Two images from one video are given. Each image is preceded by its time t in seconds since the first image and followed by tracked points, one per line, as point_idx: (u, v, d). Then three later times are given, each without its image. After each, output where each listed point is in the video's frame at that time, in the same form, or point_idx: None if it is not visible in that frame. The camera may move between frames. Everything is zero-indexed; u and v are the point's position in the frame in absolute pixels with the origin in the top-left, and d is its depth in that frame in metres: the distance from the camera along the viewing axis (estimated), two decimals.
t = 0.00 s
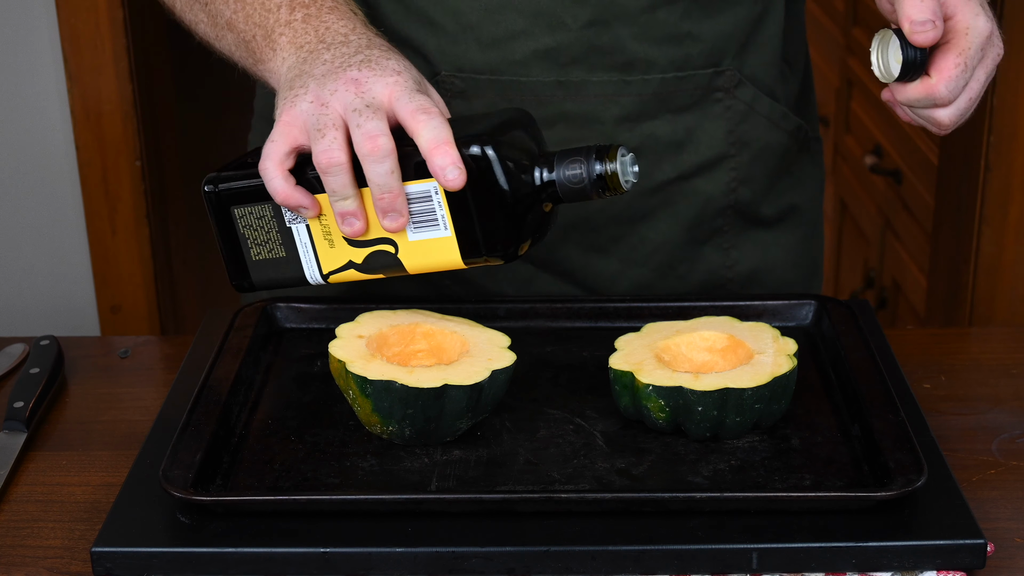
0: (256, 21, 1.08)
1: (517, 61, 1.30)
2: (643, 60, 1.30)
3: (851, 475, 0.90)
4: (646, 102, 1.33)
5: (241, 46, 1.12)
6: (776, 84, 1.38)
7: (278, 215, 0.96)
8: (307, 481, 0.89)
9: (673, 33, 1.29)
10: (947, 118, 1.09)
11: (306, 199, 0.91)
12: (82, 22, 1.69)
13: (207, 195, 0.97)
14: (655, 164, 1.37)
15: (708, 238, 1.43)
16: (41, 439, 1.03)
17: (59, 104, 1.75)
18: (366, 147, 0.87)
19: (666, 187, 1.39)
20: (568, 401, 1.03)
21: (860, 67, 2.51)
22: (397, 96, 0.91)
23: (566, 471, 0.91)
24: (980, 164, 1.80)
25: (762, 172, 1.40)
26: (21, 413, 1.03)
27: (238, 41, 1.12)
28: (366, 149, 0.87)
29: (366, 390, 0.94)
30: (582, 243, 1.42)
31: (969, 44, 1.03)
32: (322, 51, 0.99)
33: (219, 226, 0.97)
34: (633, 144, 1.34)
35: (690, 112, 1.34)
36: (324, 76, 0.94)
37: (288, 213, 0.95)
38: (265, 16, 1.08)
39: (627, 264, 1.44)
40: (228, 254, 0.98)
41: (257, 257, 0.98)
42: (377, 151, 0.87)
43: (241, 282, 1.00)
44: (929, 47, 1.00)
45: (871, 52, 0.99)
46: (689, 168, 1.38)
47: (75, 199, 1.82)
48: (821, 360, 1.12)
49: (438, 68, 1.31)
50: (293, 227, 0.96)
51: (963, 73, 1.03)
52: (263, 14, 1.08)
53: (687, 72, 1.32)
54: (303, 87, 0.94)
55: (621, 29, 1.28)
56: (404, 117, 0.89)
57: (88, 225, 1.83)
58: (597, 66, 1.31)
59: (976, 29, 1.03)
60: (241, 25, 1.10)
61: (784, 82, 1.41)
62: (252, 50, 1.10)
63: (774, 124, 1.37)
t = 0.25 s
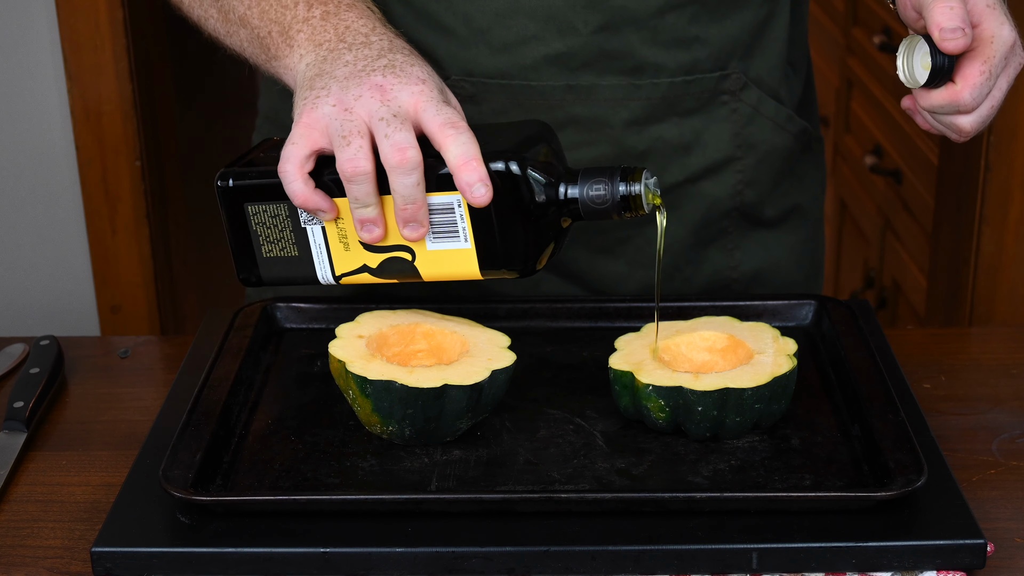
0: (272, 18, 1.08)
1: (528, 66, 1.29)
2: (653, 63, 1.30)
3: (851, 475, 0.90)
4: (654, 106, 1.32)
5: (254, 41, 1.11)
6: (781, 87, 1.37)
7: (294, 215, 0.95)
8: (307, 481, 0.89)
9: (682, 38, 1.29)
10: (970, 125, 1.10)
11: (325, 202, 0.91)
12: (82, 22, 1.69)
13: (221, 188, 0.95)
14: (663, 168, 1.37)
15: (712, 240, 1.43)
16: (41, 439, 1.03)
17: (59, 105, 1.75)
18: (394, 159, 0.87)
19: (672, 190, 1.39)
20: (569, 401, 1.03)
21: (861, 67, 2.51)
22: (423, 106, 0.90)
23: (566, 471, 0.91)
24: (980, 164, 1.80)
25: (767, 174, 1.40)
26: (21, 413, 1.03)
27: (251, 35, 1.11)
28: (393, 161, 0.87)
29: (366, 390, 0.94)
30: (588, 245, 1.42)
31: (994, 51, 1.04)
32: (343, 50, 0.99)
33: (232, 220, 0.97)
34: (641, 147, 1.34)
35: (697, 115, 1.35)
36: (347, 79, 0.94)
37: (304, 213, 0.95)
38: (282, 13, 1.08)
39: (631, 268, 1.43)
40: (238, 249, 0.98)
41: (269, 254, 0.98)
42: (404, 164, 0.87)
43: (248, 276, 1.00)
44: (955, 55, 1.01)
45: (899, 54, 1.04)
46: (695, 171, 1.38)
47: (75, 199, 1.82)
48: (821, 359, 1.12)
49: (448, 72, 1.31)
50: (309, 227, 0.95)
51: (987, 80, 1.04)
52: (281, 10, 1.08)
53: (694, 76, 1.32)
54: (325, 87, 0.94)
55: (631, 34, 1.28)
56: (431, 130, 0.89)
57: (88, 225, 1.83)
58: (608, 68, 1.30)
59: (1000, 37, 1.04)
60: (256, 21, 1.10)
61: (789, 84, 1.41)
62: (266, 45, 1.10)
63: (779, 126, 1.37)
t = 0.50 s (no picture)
0: (279, 13, 1.07)
1: (531, 67, 1.29)
2: (655, 65, 1.30)
3: (851, 475, 0.90)
4: (657, 107, 1.32)
5: (260, 37, 1.09)
6: (781, 87, 1.38)
7: (306, 216, 0.95)
8: (307, 481, 0.89)
9: (684, 39, 1.29)
10: (970, 133, 1.10)
11: (338, 201, 0.90)
12: (82, 22, 1.69)
13: (233, 188, 0.95)
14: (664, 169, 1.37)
15: (713, 240, 1.43)
16: (41, 439, 1.03)
17: (59, 104, 1.75)
18: (411, 158, 0.86)
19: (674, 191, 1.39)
20: (568, 401, 1.03)
21: (861, 67, 2.51)
22: (438, 104, 0.89)
23: (566, 471, 0.91)
24: (979, 164, 1.80)
25: (768, 176, 1.40)
26: (21, 413, 1.03)
27: (257, 31, 1.10)
28: (410, 161, 0.86)
29: (367, 390, 0.94)
30: (589, 246, 1.42)
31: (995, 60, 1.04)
32: (353, 47, 0.98)
33: (244, 220, 0.96)
34: (643, 148, 1.34)
35: (698, 116, 1.34)
36: (359, 77, 0.92)
37: (316, 213, 0.95)
38: (289, 8, 1.06)
39: (632, 269, 1.43)
40: (250, 249, 0.98)
41: (280, 255, 0.98)
42: (422, 163, 0.86)
43: (259, 275, 1.00)
44: (959, 63, 1.01)
45: (900, 62, 1.02)
46: (698, 172, 1.37)
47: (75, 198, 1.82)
48: (821, 359, 1.12)
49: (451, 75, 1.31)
50: (321, 227, 0.95)
51: (989, 89, 1.04)
52: (288, 6, 1.06)
53: (697, 77, 1.32)
54: (336, 85, 0.92)
55: (633, 36, 1.28)
56: (446, 128, 0.88)
57: (88, 226, 1.82)
58: (611, 70, 1.30)
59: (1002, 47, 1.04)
60: (262, 17, 1.08)
61: (790, 85, 1.41)
62: (273, 42, 1.08)
63: (780, 128, 1.38)
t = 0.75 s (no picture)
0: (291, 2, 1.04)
1: (533, 68, 1.29)
2: (657, 66, 1.30)
3: (851, 475, 0.90)
4: (659, 107, 1.32)
5: (271, 26, 1.07)
6: (782, 87, 1.38)
7: (330, 207, 0.95)
8: (308, 481, 0.89)
9: (686, 40, 1.29)
10: (978, 139, 1.10)
11: (361, 192, 0.90)
12: (82, 22, 1.69)
13: (259, 181, 0.95)
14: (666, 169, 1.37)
15: (714, 240, 1.43)
16: (41, 439, 1.03)
17: (59, 105, 1.75)
18: (436, 147, 0.85)
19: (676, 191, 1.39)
20: (568, 401, 1.03)
21: (861, 66, 2.51)
22: (459, 92, 0.89)
23: (566, 471, 0.91)
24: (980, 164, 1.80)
25: (769, 176, 1.40)
26: (21, 413, 1.03)
27: (269, 20, 1.07)
28: (436, 150, 0.85)
29: (367, 390, 0.94)
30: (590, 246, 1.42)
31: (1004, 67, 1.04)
32: (371, 35, 0.97)
33: (269, 213, 0.97)
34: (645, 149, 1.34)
35: (700, 116, 1.34)
36: (379, 66, 0.91)
37: (339, 205, 0.95)
38: None
39: (633, 270, 1.43)
40: (273, 242, 0.98)
41: (304, 247, 0.98)
42: (448, 153, 0.85)
43: (282, 268, 1.00)
44: (968, 69, 1.01)
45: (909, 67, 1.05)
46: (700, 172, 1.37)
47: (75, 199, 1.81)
48: (820, 359, 1.12)
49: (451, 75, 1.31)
50: (345, 219, 0.96)
51: (998, 96, 1.04)
52: None
53: (699, 77, 1.32)
54: (357, 75, 0.91)
55: (635, 37, 1.28)
56: (470, 116, 0.87)
57: (88, 226, 1.82)
58: (613, 71, 1.30)
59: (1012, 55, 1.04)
60: (274, 5, 1.06)
61: (791, 86, 1.41)
62: (286, 31, 1.06)
63: (781, 128, 1.38)
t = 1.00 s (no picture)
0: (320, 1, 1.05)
1: (537, 67, 1.29)
2: (661, 65, 1.30)
3: (851, 475, 0.90)
4: (663, 107, 1.32)
5: (301, 27, 1.08)
6: (784, 87, 1.38)
7: (362, 207, 0.96)
8: (308, 481, 0.90)
9: (690, 39, 1.29)
10: (983, 136, 1.11)
11: (395, 191, 0.90)
12: (82, 21, 1.70)
13: (292, 180, 0.97)
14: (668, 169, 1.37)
15: (716, 240, 1.43)
16: (41, 439, 1.03)
17: (58, 105, 1.74)
18: (471, 143, 0.85)
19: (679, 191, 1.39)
20: (568, 401, 1.03)
21: (861, 67, 2.51)
22: (493, 88, 0.88)
23: (566, 471, 0.91)
24: (980, 164, 1.80)
25: (771, 177, 1.40)
26: (21, 413, 1.03)
27: (298, 20, 1.08)
28: (471, 147, 0.85)
29: (367, 390, 0.94)
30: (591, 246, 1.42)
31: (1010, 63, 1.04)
32: (399, 32, 0.96)
33: (304, 212, 0.98)
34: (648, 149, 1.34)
35: (702, 116, 1.34)
36: (411, 62, 0.91)
37: (372, 204, 0.96)
38: None
39: (634, 271, 1.43)
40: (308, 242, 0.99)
41: (338, 247, 0.99)
42: (484, 149, 0.85)
43: (317, 268, 1.01)
44: (975, 66, 1.01)
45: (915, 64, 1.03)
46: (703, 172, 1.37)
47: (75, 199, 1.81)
48: (820, 360, 1.12)
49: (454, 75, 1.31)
50: (377, 218, 0.96)
51: (1003, 92, 1.04)
52: None
53: (703, 77, 1.32)
54: (387, 72, 0.91)
55: (640, 36, 1.28)
56: (503, 112, 0.87)
57: (88, 226, 1.83)
58: (617, 70, 1.30)
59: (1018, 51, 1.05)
60: (303, 6, 1.07)
61: (793, 85, 1.41)
62: (315, 31, 1.07)
63: (784, 127, 1.38)
